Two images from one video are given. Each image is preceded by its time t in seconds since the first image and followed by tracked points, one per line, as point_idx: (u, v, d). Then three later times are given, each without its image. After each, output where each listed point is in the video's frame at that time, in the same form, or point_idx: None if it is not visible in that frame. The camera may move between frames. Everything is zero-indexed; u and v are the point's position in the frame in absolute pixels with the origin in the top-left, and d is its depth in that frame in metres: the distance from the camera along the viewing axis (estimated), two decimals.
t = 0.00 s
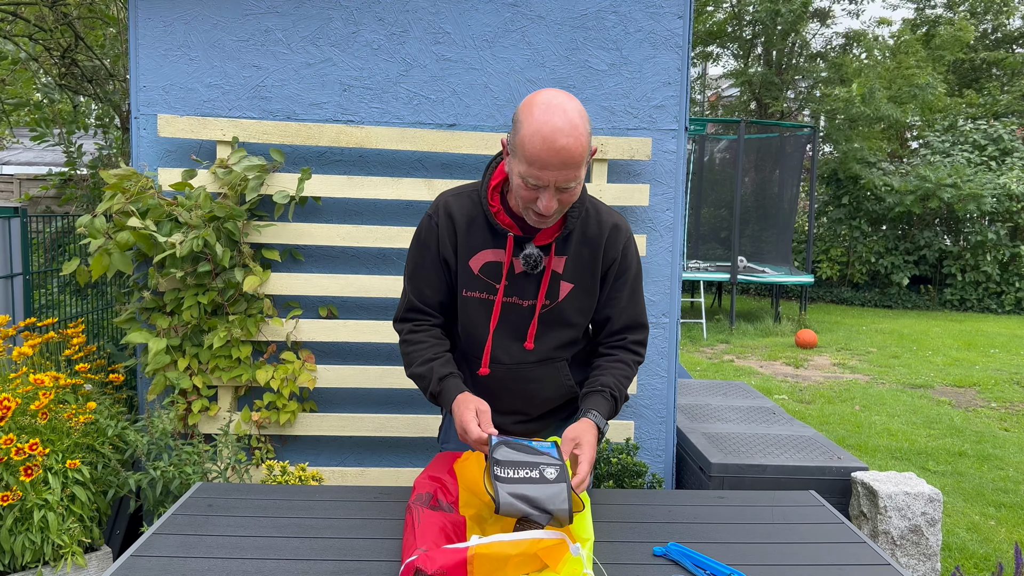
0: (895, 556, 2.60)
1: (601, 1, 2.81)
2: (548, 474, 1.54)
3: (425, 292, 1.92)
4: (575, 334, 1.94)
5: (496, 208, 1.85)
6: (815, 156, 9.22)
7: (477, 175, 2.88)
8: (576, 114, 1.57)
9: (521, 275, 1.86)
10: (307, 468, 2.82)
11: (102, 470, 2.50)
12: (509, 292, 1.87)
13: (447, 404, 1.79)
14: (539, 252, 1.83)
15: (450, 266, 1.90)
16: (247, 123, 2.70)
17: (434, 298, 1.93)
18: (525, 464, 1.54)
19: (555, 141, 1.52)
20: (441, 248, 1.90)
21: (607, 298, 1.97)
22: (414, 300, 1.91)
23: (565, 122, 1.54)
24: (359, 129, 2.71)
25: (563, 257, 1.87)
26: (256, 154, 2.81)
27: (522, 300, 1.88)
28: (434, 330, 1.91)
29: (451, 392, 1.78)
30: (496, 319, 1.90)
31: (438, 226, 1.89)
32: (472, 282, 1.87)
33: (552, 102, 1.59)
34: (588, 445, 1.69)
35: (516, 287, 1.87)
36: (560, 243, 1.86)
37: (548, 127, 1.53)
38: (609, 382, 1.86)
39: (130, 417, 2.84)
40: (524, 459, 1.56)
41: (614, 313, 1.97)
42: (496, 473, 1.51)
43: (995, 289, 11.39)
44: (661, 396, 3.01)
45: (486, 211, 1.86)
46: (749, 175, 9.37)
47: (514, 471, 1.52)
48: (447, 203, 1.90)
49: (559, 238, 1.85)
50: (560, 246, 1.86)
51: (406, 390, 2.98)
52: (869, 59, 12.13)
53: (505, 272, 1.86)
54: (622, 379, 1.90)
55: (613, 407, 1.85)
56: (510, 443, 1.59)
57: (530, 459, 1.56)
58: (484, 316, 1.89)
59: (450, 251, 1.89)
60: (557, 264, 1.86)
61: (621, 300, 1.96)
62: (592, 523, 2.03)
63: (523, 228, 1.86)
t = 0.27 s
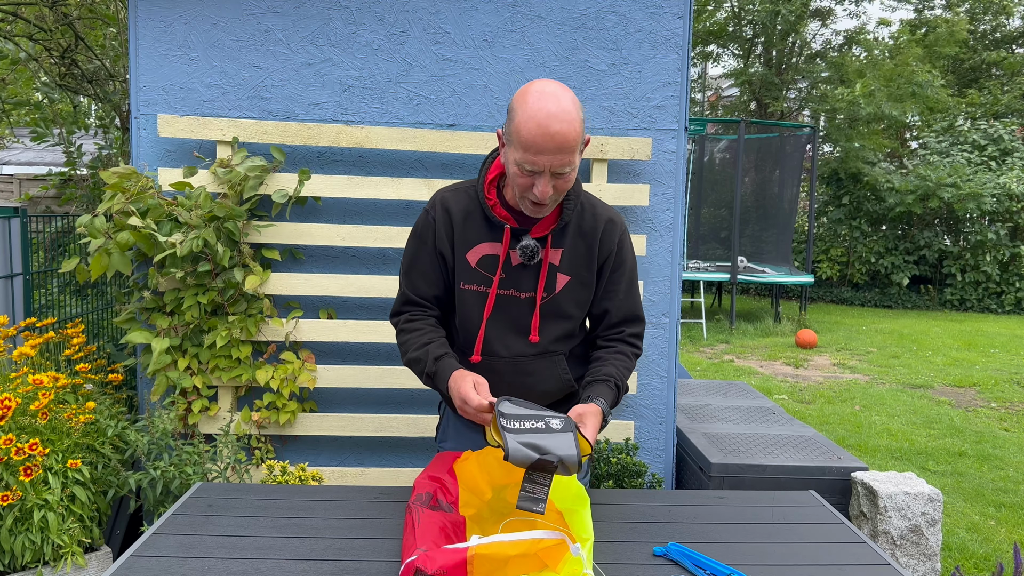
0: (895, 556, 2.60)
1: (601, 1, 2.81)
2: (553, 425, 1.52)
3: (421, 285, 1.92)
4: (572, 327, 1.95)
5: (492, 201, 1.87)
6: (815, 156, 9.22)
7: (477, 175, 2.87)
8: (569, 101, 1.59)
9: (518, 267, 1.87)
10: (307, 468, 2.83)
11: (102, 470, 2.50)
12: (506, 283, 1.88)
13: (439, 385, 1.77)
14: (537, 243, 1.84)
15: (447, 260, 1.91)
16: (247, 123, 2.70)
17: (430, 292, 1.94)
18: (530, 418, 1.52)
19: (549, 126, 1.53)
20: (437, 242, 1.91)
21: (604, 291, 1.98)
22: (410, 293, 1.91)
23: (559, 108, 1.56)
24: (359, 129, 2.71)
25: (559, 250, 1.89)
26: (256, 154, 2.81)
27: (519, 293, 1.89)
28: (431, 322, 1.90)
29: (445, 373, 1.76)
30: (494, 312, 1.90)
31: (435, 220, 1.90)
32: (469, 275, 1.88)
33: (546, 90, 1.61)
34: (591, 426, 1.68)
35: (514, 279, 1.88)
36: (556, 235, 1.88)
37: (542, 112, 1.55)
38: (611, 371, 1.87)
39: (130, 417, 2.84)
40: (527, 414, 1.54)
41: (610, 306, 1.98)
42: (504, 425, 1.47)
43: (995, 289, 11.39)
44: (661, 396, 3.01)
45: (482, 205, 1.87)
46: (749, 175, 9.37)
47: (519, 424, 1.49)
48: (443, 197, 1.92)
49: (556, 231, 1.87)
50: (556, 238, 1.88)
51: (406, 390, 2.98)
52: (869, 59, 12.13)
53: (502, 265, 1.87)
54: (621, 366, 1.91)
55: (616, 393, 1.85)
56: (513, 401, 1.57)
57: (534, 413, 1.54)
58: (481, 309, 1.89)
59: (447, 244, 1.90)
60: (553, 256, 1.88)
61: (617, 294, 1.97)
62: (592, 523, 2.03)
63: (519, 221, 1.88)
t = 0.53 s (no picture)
0: (895, 556, 2.60)
1: (601, 1, 2.81)
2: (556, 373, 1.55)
3: (418, 279, 1.91)
4: (569, 317, 1.95)
5: (487, 195, 1.90)
6: (815, 156, 9.22)
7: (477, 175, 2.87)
8: (559, 87, 1.61)
9: (515, 257, 1.88)
10: (307, 468, 2.83)
11: (102, 470, 2.49)
12: (504, 275, 1.89)
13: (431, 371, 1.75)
14: (532, 234, 1.85)
15: (444, 253, 1.92)
16: (247, 123, 2.69)
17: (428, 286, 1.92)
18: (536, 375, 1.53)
19: (539, 112, 1.56)
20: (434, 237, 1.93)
21: (600, 282, 1.98)
22: (406, 285, 1.90)
23: (548, 95, 1.58)
24: (359, 129, 2.71)
25: (554, 240, 1.90)
26: (256, 154, 2.80)
27: (517, 284, 1.89)
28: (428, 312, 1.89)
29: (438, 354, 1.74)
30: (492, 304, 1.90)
31: (432, 215, 1.92)
32: (466, 267, 1.88)
33: (537, 79, 1.62)
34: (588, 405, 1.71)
35: (511, 269, 1.88)
36: (551, 226, 1.90)
37: (531, 98, 1.57)
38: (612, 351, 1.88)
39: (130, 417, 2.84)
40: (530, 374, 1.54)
41: (607, 294, 1.98)
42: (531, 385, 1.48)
43: (995, 289, 11.39)
44: (661, 396, 3.01)
45: (477, 198, 1.90)
46: (749, 175, 9.37)
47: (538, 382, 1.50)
48: (438, 193, 1.94)
49: (550, 221, 1.90)
50: (550, 228, 1.90)
51: (406, 390, 2.98)
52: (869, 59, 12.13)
53: (500, 256, 1.87)
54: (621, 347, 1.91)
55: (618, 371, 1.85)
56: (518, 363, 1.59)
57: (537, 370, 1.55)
58: (479, 301, 1.89)
59: (443, 237, 1.91)
60: (549, 246, 1.90)
61: (614, 284, 1.97)
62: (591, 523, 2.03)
63: (514, 213, 1.90)
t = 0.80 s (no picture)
0: (895, 556, 2.60)
1: (601, 1, 2.81)
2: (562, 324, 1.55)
3: (423, 271, 1.88)
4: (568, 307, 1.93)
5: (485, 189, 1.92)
6: (815, 156, 9.22)
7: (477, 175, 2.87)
8: (537, 69, 1.85)
9: (514, 248, 1.89)
10: (307, 468, 2.83)
11: (102, 470, 2.49)
12: (504, 266, 1.89)
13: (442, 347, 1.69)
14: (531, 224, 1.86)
15: (445, 247, 1.91)
16: (247, 123, 2.70)
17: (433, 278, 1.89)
18: (565, 339, 1.52)
19: (517, 76, 1.77)
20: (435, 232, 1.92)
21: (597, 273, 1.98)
22: (409, 278, 1.86)
23: (526, 68, 1.81)
24: (359, 129, 2.71)
25: (551, 232, 1.92)
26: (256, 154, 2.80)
27: (516, 274, 1.89)
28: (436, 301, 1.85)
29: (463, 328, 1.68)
30: (492, 295, 1.90)
31: (433, 212, 1.92)
32: (467, 259, 1.89)
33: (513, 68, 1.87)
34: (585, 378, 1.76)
35: (511, 260, 1.89)
36: (548, 217, 1.92)
37: (512, 71, 1.80)
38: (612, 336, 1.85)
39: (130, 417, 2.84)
40: (557, 345, 1.52)
41: (605, 285, 1.96)
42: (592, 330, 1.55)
43: (995, 289, 11.39)
44: (662, 396, 3.01)
45: (476, 192, 1.91)
46: (749, 175, 9.37)
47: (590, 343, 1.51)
48: (437, 192, 1.95)
49: (547, 212, 1.92)
50: (547, 220, 1.91)
51: (406, 391, 2.98)
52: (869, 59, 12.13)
53: (499, 247, 1.88)
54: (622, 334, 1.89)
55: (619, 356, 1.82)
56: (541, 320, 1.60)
57: (551, 333, 1.53)
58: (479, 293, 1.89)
59: (445, 231, 1.91)
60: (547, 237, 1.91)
61: (612, 276, 1.96)
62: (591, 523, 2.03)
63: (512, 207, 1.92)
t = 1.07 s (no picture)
0: (895, 556, 2.60)
1: (601, 1, 2.81)
2: (543, 296, 1.60)
3: (428, 269, 1.88)
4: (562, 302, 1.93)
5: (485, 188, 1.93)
6: (816, 156, 9.21)
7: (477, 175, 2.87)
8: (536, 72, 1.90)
9: (513, 244, 1.90)
10: (307, 468, 2.83)
11: (102, 470, 2.49)
12: (503, 262, 1.90)
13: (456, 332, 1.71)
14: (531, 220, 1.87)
15: (447, 246, 1.91)
16: (247, 123, 2.70)
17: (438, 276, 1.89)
18: (564, 298, 1.62)
19: (517, 74, 1.82)
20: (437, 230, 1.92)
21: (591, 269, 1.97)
22: (414, 277, 1.86)
23: (525, 67, 1.86)
24: (359, 129, 2.71)
25: (549, 229, 1.92)
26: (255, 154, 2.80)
27: (515, 269, 1.89)
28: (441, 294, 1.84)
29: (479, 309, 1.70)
30: (492, 291, 1.90)
31: (434, 212, 1.93)
32: (468, 256, 1.89)
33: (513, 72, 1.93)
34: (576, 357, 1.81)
35: (510, 256, 1.90)
36: (546, 214, 1.93)
37: (511, 70, 1.85)
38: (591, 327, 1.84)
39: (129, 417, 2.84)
40: (561, 308, 1.62)
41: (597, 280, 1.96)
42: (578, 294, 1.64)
43: (995, 289, 11.39)
44: (661, 396, 3.01)
45: (476, 191, 1.92)
46: (749, 175, 9.37)
47: (574, 282, 1.65)
48: (437, 193, 1.96)
49: (545, 209, 1.92)
50: (545, 217, 1.92)
51: (406, 390, 2.98)
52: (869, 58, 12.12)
53: (499, 244, 1.89)
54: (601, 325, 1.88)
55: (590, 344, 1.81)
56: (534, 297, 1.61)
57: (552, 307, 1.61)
58: (480, 289, 1.89)
59: (446, 229, 1.91)
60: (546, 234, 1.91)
61: (601, 272, 1.95)
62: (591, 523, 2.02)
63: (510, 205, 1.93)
